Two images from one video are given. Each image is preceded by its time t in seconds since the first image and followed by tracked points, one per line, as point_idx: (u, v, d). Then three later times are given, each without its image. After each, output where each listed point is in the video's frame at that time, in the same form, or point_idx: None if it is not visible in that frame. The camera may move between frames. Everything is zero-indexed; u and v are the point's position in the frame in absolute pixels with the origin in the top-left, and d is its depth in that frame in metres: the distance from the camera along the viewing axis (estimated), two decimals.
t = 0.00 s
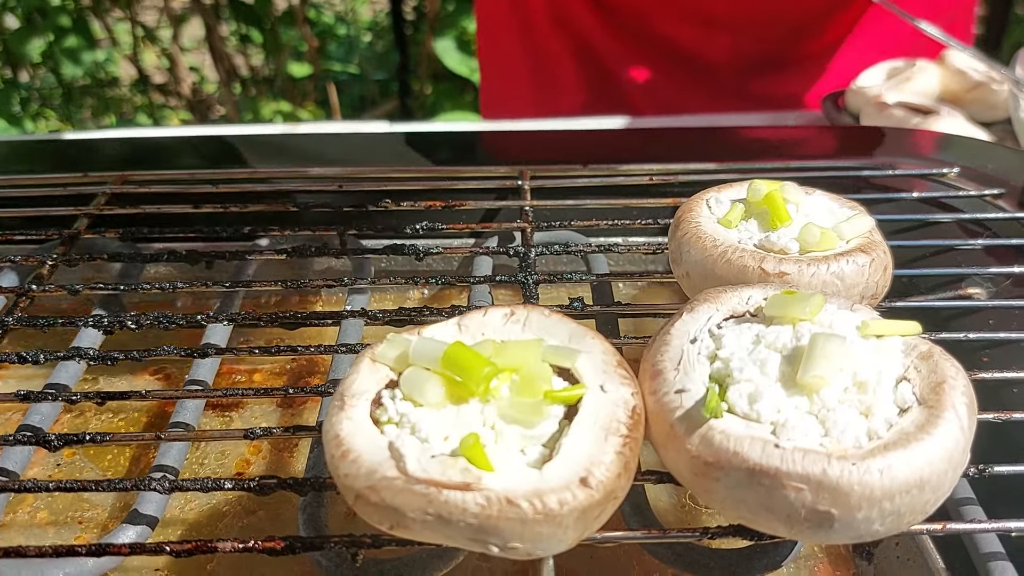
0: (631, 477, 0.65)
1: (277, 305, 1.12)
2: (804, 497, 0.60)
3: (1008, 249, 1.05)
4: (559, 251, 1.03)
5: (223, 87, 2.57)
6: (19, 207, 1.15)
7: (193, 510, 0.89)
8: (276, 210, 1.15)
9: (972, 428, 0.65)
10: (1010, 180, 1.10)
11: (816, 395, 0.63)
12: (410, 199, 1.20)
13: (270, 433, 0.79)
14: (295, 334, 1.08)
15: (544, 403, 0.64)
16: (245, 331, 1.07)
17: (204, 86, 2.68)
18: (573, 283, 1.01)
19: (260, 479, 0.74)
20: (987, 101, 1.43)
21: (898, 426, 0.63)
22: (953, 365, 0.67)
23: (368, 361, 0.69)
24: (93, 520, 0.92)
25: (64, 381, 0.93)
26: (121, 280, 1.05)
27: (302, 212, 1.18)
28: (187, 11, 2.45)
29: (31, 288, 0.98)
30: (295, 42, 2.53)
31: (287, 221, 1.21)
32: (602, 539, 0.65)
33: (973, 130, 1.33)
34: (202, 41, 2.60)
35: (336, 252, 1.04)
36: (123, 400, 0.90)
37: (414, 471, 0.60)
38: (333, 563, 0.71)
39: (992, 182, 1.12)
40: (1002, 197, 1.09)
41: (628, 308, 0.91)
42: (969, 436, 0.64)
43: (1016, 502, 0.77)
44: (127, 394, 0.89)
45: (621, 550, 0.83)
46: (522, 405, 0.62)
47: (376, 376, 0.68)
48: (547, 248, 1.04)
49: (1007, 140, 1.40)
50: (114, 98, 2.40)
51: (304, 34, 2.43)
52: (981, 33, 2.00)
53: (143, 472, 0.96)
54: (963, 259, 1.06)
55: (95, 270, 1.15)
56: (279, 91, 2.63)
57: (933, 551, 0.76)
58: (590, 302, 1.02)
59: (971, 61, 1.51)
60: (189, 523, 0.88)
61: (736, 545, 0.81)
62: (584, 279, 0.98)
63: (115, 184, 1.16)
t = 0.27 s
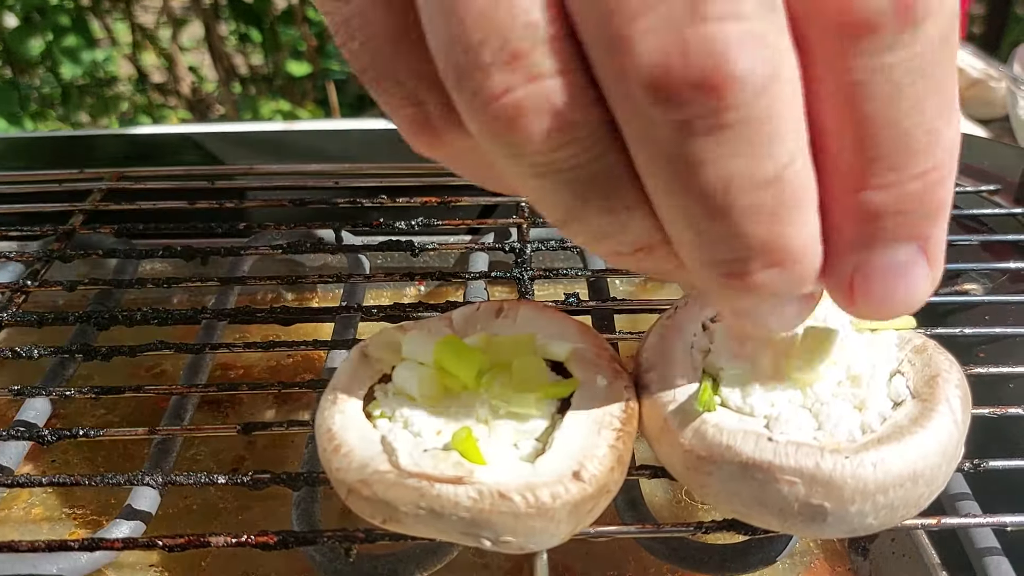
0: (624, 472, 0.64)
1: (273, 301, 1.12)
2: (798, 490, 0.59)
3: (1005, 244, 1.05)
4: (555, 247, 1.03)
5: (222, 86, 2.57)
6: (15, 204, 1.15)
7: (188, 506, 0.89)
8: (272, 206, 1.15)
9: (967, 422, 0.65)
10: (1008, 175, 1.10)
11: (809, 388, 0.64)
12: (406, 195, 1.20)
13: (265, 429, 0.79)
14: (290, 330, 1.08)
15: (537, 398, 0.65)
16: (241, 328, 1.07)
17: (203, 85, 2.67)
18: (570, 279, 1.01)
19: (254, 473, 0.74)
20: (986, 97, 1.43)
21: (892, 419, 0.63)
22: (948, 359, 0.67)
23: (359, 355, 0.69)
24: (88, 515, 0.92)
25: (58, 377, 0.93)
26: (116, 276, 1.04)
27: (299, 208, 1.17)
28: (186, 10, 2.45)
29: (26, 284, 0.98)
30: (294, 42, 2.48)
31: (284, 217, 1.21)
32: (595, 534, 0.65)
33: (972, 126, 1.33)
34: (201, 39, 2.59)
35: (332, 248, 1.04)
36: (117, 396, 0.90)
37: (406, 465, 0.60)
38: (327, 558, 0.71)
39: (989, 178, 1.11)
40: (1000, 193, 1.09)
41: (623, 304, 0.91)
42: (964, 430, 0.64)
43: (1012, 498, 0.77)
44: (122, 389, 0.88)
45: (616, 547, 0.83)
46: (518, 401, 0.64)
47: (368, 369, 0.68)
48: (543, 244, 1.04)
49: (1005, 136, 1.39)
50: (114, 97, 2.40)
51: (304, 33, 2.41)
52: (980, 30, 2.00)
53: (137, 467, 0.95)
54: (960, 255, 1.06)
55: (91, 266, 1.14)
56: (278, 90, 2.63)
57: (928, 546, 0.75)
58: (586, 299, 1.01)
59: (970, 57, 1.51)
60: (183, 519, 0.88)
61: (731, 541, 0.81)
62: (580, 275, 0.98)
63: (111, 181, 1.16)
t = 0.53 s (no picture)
0: (620, 472, 0.64)
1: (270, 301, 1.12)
2: (793, 487, 0.59)
3: (1002, 243, 1.05)
4: (552, 246, 1.03)
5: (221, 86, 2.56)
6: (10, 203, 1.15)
7: (185, 505, 0.89)
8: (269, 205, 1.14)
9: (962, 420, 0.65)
10: (1005, 173, 1.10)
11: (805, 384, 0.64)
12: (403, 194, 1.20)
13: (261, 428, 0.79)
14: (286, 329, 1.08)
15: (533, 396, 0.65)
16: (238, 327, 1.07)
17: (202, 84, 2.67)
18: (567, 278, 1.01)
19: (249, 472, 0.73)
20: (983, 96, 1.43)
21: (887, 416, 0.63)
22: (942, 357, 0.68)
23: (354, 353, 0.69)
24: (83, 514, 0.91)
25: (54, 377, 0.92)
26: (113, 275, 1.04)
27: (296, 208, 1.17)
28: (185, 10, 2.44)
29: (22, 283, 0.97)
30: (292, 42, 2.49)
31: (281, 216, 1.21)
32: (591, 534, 0.65)
33: (970, 125, 1.33)
34: (200, 39, 2.58)
35: (329, 247, 1.03)
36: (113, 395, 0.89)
37: (401, 464, 0.60)
38: (322, 557, 0.71)
39: (987, 177, 1.11)
40: (997, 192, 1.09)
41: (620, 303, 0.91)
42: (959, 428, 0.64)
43: (1008, 497, 0.77)
44: (117, 388, 0.88)
45: (613, 545, 0.83)
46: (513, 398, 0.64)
47: (363, 368, 0.68)
48: (540, 243, 1.04)
49: (1002, 135, 1.39)
50: (113, 97, 2.39)
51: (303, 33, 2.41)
52: (978, 29, 2.00)
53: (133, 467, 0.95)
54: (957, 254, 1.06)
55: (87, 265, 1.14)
56: (277, 90, 2.63)
57: (925, 545, 0.75)
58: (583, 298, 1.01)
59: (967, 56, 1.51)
60: (179, 518, 0.87)
61: (728, 539, 0.80)
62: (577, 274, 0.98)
63: (107, 180, 1.16)
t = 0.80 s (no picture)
0: (619, 477, 0.64)
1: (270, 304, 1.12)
2: (791, 476, 0.59)
3: (1000, 247, 1.05)
4: (551, 250, 1.03)
5: (220, 87, 2.56)
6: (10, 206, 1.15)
7: (185, 509, 0.89)
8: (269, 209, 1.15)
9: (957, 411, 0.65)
10: (1002, 177, 1.10)
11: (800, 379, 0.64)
12: (403, 197, 1.20)
13: (261, 432, 0.79)
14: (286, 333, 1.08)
15: (532, 402, 0.65)
16: (238, 330, 1.07)
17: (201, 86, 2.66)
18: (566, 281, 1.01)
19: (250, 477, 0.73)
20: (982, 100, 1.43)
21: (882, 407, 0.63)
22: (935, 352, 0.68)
23: (354, 358, 0.69)
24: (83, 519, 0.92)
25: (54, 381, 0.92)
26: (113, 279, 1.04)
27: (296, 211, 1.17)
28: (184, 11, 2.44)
29: (22, 287, 0.98)
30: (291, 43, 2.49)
31: (281, 220, 1.22)
32: (590, 538, 0.65)
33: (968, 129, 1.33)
34: (200, 40, 2.58)
35: (328, 250, 1.04)
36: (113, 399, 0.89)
37: (401, 470, 0.60)
38: (323, 563, 0.71)
39: (985, 181, 1.12)
40: (995, 195, 1.09)
41: (620, 306, 0.91)
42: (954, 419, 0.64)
43: (1006, 500, 0.77)
44: (117, 392, 0.88)
45: (612, 549, 0.83)
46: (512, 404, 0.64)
47: (363, 372, 0.68)
48: (539, 246, 1.04)
49: (1000, 138, 1.40)
50: (112, 98, 2.38)
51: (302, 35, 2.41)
52: (976, 32, 2.00)
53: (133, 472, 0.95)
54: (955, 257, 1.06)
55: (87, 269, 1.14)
56: (276, 91, 2.62)
57: (923, 550, 0.74)
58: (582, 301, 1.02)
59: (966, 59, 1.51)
60: (179, 522, 0.88)
61: (726, 544, 0.81)
62: (576, 277, 0.98)
63: (107, 183, 1.16)
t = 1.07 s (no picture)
0: (623, 481, 0.64)
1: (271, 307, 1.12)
2: (794, 479, 0.59)
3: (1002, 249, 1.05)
4: (553, 252, 1.03)
5: (221, 88, 2.55)
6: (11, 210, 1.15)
7: (188, 512, 0.89)
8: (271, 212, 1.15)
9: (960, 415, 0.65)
10: (1004, 179, 1.10)
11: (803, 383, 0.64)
12: (404, 199, 1.20)
13: (264, 436, 0.79)
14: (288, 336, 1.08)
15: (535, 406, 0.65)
16: (240, 333, 1.07)
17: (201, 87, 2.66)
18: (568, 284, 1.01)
19: (253, 481, 0.73)
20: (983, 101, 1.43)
21: (885, 410, 0.63)
22: (938, 355, 0.68)
23: (357, 362, 0.69)
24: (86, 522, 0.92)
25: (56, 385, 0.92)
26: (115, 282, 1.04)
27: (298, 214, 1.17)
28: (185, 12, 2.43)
29: (24, 290, 0.98)
30: (291, 44, 2.48)
31: (282, 223, 1.22)
32: (594, 542, 0.65)
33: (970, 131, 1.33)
34: (200, 41, 2.58)
35: (330, 253, 1.04)
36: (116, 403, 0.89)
37: (405, 475, 0.60)
38: (326, 566, 0.71)
39: (986, 183, 1.12)
40: (996, 198, 1.09)
41: (622, 309, 0.91)
42: (958, 422, 0.64)
43: (1008, 503, 0.77)
44: (120, 396, 0.88)
45: (615, 552, 0.83)
46: (514, 409, 0.64)
47: (366, 377, 0.68)
48: (541, 249, 1.04)
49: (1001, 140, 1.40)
50: (113, 99, 2.38)
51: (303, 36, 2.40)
52: (976, 33, 2.00)
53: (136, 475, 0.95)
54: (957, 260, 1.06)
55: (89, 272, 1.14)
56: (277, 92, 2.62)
57: (926, 553, 0.75)
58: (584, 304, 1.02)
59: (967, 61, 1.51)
60: (182, 526, 0.88)
61: (729, 547, 0.81)
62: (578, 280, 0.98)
63: (108, 187, 1.16)
